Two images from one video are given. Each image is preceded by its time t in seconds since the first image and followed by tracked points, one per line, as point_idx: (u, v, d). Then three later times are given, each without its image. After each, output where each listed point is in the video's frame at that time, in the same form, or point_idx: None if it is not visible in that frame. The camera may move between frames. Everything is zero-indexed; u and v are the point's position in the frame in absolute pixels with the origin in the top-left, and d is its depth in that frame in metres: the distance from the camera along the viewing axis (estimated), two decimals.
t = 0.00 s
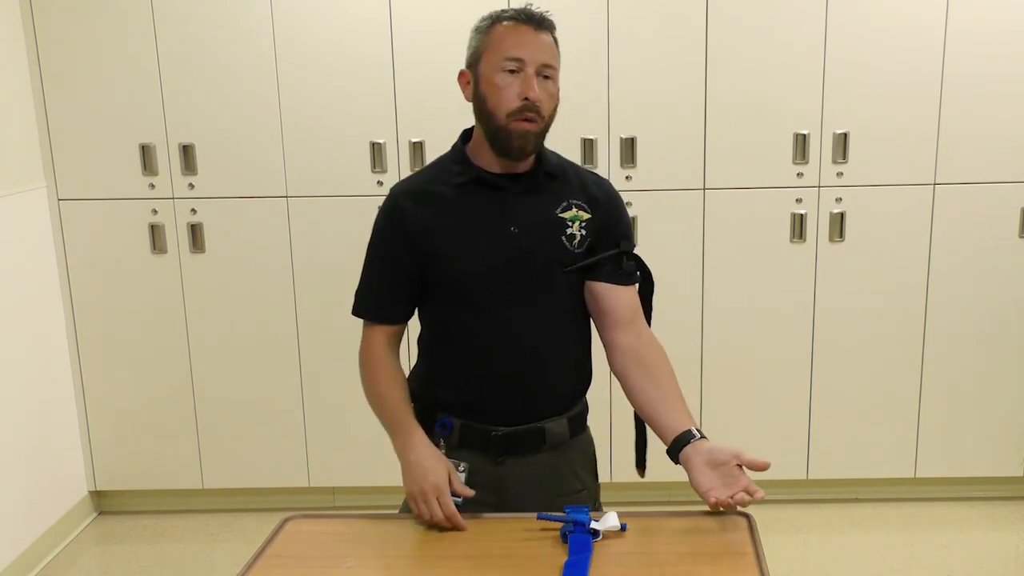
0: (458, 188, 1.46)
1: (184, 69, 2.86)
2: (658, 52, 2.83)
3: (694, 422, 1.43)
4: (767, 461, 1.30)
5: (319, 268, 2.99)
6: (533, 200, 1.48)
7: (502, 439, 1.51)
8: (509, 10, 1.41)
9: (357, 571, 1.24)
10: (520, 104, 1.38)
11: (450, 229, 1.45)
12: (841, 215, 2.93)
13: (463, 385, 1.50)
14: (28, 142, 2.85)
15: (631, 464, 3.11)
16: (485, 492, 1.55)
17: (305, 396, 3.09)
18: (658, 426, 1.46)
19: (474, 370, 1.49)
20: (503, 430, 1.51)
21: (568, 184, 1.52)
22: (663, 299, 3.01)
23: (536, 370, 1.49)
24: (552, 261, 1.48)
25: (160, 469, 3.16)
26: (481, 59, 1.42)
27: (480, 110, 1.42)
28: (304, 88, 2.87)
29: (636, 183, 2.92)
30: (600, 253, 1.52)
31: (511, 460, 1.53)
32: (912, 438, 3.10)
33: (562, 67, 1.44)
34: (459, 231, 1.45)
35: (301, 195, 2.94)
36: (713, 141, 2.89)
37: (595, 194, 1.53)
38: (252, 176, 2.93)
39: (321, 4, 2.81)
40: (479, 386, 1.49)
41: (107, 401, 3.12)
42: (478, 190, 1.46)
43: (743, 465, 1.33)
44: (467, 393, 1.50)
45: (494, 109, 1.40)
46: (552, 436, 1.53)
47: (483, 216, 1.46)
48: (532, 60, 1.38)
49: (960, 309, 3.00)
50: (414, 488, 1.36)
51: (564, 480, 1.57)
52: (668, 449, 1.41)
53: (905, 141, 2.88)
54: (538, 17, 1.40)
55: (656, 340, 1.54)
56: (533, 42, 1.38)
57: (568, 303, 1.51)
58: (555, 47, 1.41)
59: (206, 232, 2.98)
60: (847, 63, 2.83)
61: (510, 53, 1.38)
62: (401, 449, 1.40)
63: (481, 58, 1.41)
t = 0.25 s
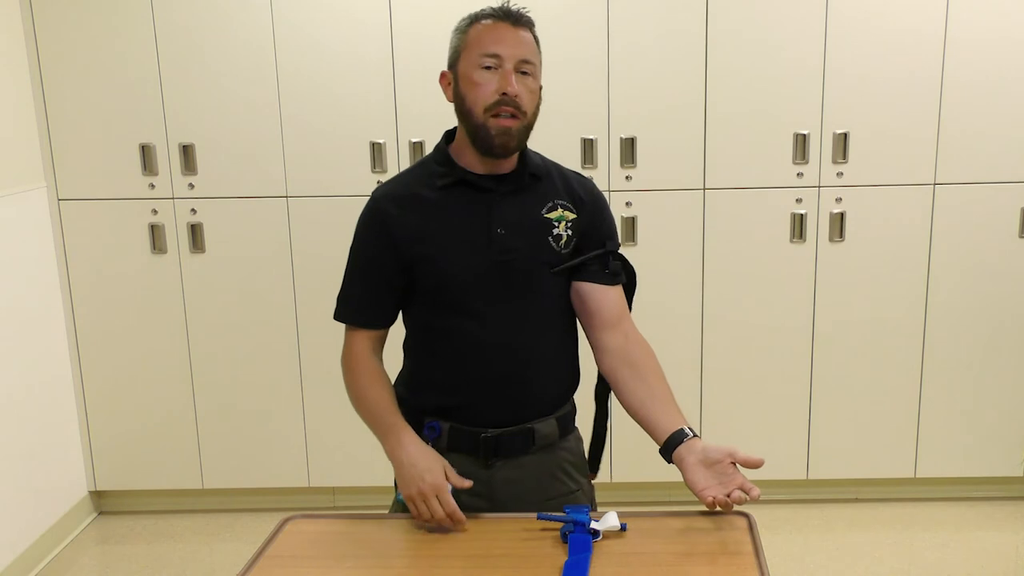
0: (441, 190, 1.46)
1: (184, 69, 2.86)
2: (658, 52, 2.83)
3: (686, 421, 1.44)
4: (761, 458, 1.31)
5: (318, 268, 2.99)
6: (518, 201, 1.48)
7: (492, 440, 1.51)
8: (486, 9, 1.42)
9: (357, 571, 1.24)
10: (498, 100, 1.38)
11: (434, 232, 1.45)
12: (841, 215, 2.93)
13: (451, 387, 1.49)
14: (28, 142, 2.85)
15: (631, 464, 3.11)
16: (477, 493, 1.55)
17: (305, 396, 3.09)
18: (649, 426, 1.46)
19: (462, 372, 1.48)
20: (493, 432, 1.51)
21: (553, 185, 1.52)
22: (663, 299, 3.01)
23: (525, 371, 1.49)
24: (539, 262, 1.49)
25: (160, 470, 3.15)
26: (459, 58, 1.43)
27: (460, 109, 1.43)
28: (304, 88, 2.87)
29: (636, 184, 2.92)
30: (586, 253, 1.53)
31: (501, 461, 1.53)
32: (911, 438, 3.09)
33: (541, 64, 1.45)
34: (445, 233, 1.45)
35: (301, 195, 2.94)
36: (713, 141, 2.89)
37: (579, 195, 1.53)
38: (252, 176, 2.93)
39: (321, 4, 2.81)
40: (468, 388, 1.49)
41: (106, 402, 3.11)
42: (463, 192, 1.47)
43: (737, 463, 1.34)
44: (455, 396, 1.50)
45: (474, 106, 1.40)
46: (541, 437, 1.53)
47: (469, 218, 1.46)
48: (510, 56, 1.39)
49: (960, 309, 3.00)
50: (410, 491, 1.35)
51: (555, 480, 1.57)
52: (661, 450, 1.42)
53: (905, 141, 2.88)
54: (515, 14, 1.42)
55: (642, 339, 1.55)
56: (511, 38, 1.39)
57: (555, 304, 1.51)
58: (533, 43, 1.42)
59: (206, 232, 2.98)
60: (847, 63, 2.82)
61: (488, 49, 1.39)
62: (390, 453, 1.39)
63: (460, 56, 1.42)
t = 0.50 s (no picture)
0: (437, 191, 1.46)
1: (184, 68, 2.86)
2: (658, 53, 2.83)
3: (689, 418, 1.43)
4: (764, 454, 1.29)
5: (318, 268, 2.99)
6: (515, 201, 1.48)
7: (494, 441, 1.50)
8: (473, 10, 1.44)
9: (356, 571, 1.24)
10: (486, 96, 1.39)
11: (431, 233, 1.45)
12: (841, 215, 2.93)
13: (451, 387, 1.50)
14: (28, 142, 2.85)
15: (631, 464, 3.11)
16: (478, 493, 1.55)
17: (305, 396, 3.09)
18: (651, 424, 1.45)
19: (461, 372, 1.48)
20: (495, 433, 1.50)
21: (549, 184, 1.52)
22: (663, 300, 3.01)
23: (525, 371, 1.49)
24: (537, 261, 1.48)
25: (160, 469, 3.15)
26: (448, 59, 1.44)
27: (451, 109, 1.43)
28: (304, 88, 2.87)
29: (636, 184, 2.92)
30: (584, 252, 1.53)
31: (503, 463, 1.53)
32: (911, 438, 3.09)
33: (530, 61, 1.45)
34: (442, 234, 1.45)
35: (301, 195, 2.94)
36: (714, 141, 2.89)
37: (575, 194, 1.54)
38: (252, 176, 2.93)
39: (321, 5, 2.81)
40: (468, 388, 1.49)
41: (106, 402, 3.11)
42: (460, 193, 1.47)
43: (739, 459, 1.33)
44: (455, 397, 1.50)
45: (463, 104, 1.40)
46: (543, 438, 1.53)
47: (466, 219, 1.46)
48: (496, 52, 1.40)
49: (960, 309, 3.00)
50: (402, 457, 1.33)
51: (555, 482, 1.57)
52: (663, 447, 1.41)
53: (905, 142, 2.88)
54: (501, 13, 1.43)
55: (642, 337, 1.55)
56: (496, 36, 1.40)
57: (554, 303, 1.51)
58: (520, 40, 1.43)
59: (206, 232, 2.98)
60: (847, 62, 2.82)
61: (473, 48, 1.40)
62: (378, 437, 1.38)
63: (449, 58, 1.43)
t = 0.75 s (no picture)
0: (440, 190, 1.47)
1: (184, 69, 2.86)
2: (658, 53, 2.83)
3: (694, 411, 1.43)
4: (771, 446, 1.29)
5: (318, 268, 2.99)
6: (518, 199, 1.48)
7: (501, 440, 1.50)
8: (474, 10, 1.43)
9: (356, 571, 1.24)
10: (486, 99, 1.39)
11: (434, 232, 1.45)
12: (841, 215, 2.93)
13: (455, 386, 1.50)
14: (28, 142, 2.85)
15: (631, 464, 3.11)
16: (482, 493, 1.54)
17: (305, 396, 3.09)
18: (659, 420, 1.45)
19: (465, 370, 1.48)
20: (502, 432, 1.50)
21: (552, 182, 1.53)
22: (663, 300, 3.01)
23: (529, 369, 1.49)
24: (540, 259, 1.49)
25: (160, 469, 3.16)
26: (449, 60, 1.43)
27: (453, 110, 1.43)
28: (304, 88, 2.87)
29: (636, 184, 2.93)
30: (587, 250, 1.53)
31: (510, 461, 1.53)
32: (912, 438, 3.09)
33: (532, 62, 1.45)
34: (445, 233, 1.46)
35: (301, 195, 2.94)
36: (714, 141, 2.89)
37: (578, 191, 1.54)
38: (252, 176, 2.93)
39: (321, 5, 2.81)
40: (471, 386, 1.49)
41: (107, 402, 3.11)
42: (463, 192, 1.47)
43: (747, 451, 1.32)
44: (459, 395, 1.50)
45: (465, 107, 1.40)
46: (549, 436, 1.53)
47: (469, 218, 1.46)
48: (496, 55, 1.39)
49: (960, 309, 3.00)
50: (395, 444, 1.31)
51: (559, 482, 1.58)
52: (671, 442, 1.40)
53: (905, 142, 2.88)
54: (504, 13, 1.42)
55: (647, 333, 1.54)
56: (498, 38, 1.39)
57: (558, 300, 1.52)
58: (522, 41, 1.42)
59: (206, 232, 2.98)
60: (847, 63, 2.83)
61: (475, 50, 1.40)
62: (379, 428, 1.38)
63: (450, 59, 1.43)
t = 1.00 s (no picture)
0: (446, 189, 1.46)
1: (184, 69, 2.86)
2: (658, 53, 2.83)
3: (695, 411, 1.43)
4: (771, 446, 1.28)
5: (318, 268, 2.99)
6: (523, 199, 1.48)
7: (505, 437, 1.50)
8: (491, 10, 1.41)
9: (356, 571, 1.24)
10: (501, 107, 1.38)
11: (440, 232, 1.45)
12: (841, 215, 2.93)
13: (459, 386, 1.50)
14: (28, 142, 2.85)
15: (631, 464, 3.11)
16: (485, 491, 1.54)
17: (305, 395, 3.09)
18: (660, 419, 1.45)
19: (470, 370, 1.48)
20: (506, 429, 1.50)
21: (556, 182, 1.53)
22: (663, 300, 3.01)
23: (533, 369, 1.49)
24: (545, 259, 1.49)
25: (160, 469, 3.16)
26: (463, 61, 1.42)
27: (464, 113, 1.43)
28: (304, 88, 2.87)
29: (636, 184, 2.93)
30: (591, 250, 1.54)
31: (513, 457, 1.53)
32: (912, 438, 3.09)
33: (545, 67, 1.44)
34: (451, 232, 1.45)
35: (301, 195, 2.94)
36: (714, 141, 2.89)
37: (582, 192, 1.54)
38: (252, 175, 2.93)
39: (321, 5, 2.81)
40: (475, 385, 1.49)
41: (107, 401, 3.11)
42: (468, 191, 1.47)
43: (747, 452, 1.31)
44: (463, 394, 1.50)
45: (477, 112, 1.40)
46: (551, 432, 1.53)
47: (474, 218, 1.46)
48: (513, 62, 1.38)
49: (960, 309, 3.00)
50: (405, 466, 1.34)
51: (562, 477, 1.58)
52: (672, 442, 1.40)
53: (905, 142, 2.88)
54: (521, 17, 1.40)
55: (648, 333, 1.55)
56: (515, 44, 1.38)
57: (562, 300, 1.52)
58: (538, 48, 1.41)
59: (206, 232, 2.98)
60: (847, 63, 2.83)
61: (491, 56, 1.38)
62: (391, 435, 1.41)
63: (464, 60, 1.41)
